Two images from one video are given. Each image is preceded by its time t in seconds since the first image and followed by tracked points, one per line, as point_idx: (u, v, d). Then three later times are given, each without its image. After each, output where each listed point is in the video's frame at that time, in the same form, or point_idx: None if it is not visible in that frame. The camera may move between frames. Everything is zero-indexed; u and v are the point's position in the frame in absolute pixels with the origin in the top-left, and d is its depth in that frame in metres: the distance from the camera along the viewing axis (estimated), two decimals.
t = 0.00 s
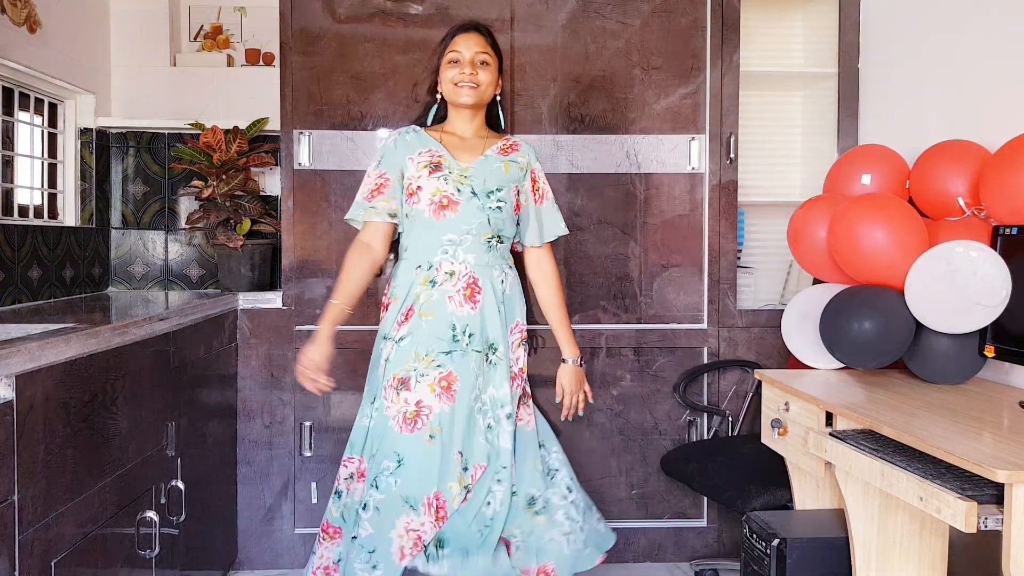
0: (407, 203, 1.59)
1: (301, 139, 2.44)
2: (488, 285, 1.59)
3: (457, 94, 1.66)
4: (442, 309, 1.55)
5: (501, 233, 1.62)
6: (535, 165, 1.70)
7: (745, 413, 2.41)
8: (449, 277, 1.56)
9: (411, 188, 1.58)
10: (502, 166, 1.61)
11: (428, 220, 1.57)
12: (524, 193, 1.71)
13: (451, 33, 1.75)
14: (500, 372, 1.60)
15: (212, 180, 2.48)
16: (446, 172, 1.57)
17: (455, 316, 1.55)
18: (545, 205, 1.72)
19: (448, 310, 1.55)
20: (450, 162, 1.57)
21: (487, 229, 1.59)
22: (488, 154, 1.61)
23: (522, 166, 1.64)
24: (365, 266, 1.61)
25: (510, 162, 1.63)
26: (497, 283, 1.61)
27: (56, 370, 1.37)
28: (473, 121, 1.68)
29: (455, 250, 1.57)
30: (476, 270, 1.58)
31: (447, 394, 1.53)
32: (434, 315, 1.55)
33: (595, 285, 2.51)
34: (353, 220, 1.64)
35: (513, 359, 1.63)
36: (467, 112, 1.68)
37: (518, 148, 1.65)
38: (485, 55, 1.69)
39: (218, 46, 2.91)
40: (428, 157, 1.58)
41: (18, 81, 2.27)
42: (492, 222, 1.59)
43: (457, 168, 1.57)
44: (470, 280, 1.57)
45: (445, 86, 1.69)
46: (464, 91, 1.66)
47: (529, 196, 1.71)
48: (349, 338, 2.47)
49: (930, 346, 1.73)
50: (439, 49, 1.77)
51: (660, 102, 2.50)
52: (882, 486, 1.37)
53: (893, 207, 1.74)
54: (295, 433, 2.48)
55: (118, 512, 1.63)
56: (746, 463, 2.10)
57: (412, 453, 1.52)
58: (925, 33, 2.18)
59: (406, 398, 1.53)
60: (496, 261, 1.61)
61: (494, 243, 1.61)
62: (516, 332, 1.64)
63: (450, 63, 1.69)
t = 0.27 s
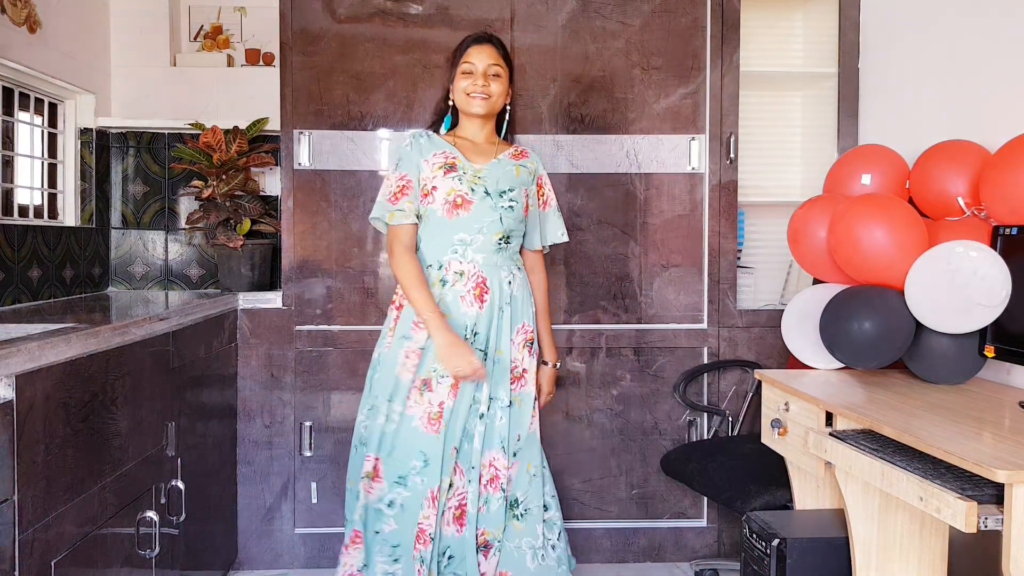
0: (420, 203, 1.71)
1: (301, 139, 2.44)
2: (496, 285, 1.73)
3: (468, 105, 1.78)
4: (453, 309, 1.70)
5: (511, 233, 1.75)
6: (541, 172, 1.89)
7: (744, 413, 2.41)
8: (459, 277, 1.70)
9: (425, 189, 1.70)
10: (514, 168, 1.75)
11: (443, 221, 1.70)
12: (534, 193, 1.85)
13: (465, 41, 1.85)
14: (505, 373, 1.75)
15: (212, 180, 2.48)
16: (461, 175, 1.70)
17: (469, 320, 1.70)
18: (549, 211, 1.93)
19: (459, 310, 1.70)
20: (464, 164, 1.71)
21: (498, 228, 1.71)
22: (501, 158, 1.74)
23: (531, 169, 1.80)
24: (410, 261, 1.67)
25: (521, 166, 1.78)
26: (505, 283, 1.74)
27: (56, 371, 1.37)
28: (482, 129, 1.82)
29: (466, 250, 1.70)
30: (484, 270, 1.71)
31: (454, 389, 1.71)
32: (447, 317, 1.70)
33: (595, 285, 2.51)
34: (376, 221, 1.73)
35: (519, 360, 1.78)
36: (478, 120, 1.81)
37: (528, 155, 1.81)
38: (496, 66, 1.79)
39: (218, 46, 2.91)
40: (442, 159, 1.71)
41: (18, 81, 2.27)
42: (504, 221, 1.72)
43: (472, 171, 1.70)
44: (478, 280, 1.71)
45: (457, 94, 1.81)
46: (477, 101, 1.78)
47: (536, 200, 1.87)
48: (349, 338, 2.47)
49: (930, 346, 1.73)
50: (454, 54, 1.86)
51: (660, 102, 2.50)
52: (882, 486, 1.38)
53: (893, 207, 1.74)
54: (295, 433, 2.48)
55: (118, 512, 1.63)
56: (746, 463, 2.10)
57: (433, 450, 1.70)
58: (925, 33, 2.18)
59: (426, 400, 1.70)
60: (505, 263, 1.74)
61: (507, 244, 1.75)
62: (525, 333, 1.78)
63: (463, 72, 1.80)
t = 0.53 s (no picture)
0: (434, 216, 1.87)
1: (301, 139, 2.44)
2: (505, 290, 1.84)
3: (481, 115, 1.89)
4: (466, 313, 1.84)
5: (520, 239, 1.86)
6: (554, 174, 1.94)
7: (744, 414, 2.41)
8: (469, 283, 1.84)
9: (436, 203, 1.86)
10: (520, 175, 1.86)
11: (455, 232, 1.85)
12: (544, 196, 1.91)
13: (477, 54, 1.95)
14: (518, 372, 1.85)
15: (212, 180, 2.48)
16: (467, 187, 1.84)
17: (480, 322, 1.84)
18: (564, 211, 1.95)
19: (472, 314, 1.84)
20: (471, 176, 1.84)
21: (505, 235, 1.84)
22: (507, 166, 1.86)
23: (540, 175, 1.90)
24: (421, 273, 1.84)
25: (528, 172, 1.88)
26: (514, 289, 1.84)
27: (57, 371, 1.37)
28: (496, 138, 1.93)
29: (475, 258, 1.84)
30: (494, 275, 1.84)
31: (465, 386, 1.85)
32: (462, 321, 1.85)
33: (595, 285, 2.51)
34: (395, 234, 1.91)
35: (534, 361, 1.87)
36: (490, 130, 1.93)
37: (537, 159, 1.91)
38: (508, 79, 1.90)
39: (218, 46, 2.90)
40: (450, 174, 1.85)
41: (18, 81, 2.27)
42: (510, 228, 1.84)
43: (476, 183, 1.83)
44: (487, 285, 1.83)
45: (471, 105, 1.92)
46: (488, 113, 1.89)
47: (549, 202, 1.92)
48: (349, 338, 2.47)
49: (930, 346, 1.73)
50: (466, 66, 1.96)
51: (660, 103, 2.50)
52: (882, 486, 1.38)
53: (893, 207, 1.74)
54: (295, 432, 2.48)
55: (118, 512, 1.63)
56: (746, 463, 2.10)
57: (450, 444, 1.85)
58: (925, 34, 2.18)
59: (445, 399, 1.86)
60: (516, 268, 1.85)
61: (515, 249, 1.85)
62: (538, 334, 1.87)
63: (477, 84, 1.91)
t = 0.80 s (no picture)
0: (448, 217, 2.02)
1: (301, 139, 2.44)
2: (510, 283, 1.92)
3: (487, 121, 2.02)
4: (474, 307, 1.93)
5: (523, 233, 1.93)
6: (559, 166, 1.97)
7: (744, 413, 2.41)
8: (477, 277, 1.93)
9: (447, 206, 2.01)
10: (519, 172, 1.93)
11: (462, 231, 1.97)
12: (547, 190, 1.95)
13: (483, 60, 2.07)
14: (523, 363, 1.93)
15: (212, 180, 2.48)
16: (469, 188, 1.95)
17: (487, 315, 1.92)
18: (570, 200, 1.96)
19: (480, 307, 1.93)
20: (474, 177, 1.97)
21: (507, 231, 1.92)
22: (508, 164, 1.94)
23: (543, 169, 1.95)
24: (431, 280, 2.12)
25: (528, 167, 1.94)
26: (518, 281, 1.92)
27: (57, 370, 1.37)
28: (501, 141, 2.07)
29: (480, 254, 1.93)
30: (499, 270, 1.92)
31: (473, 376, 1.94)
32: (470, 314, 1.94)
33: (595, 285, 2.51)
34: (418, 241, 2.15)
35: (537, 352, 1.94)
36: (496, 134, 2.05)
37: (539, 153, 1.96)
38: (513, 86, 2.03)
39: (218, 46, 2.91)
40: (457, 177, 2.00)
41: (18, 81, 2.27)
42: (510, 224, 1.92)
43: (477, 183, 1.94)
44: (493, 279, 1.92)
45: (478, 111, 2.04)
46: (493, 118, 2.01)
47: (552, 194, 1.95)
48: (348, 338, 2.48)
49: (931, 346, 1.73)
50: (474, 71, 2.08)
51: (660, 103, 2.50)
52: (882, 486, 1.38)
53: (893, 207, 1.74)
54: (295, 432, 2.48)
55: (118, 512, 1.63)
56: (746, 464, 2.09)
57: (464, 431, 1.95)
58: (925, 33, 2.18)
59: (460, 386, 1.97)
60: (521, 262, 1.93)
61: (518, 244, 1.92)
62: (541, 327, 1.93)
63: (483, 91, 2.03)
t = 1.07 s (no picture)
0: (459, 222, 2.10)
1: (301, 139, 2.44)
2: (515, 284, 1.93)
3: (496, 127, 2.05)
4: (479, 307, 1.95)
5: (526, 235, 1.94)
6: (558, 166, 1.93)
7: (745, 413, 2.41)
8: (484, 277, 1.96)
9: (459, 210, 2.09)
10: (519, 173, 1.94)
11: (470, 233, 2.02)
12: (546, 191, 1.93)
13: (491, 67, 2.10)
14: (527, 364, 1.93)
15: (212, 180, 2.48)
16: (475, 192, 2.00)
17: (491, 315, 1.94)
18: (565, 200, 1.90)
19: (485, 307, 1.95)
20: (480, 182, 2.02)
21: (510, 232, 1.94)
22: (511, 166, 1.96)
23: (543, 169, 1.94)
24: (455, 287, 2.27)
25: (529, 168, 1.95)
26: (523, 282, 1.93)
27: (56, 371, 1.37)
28: (509, 146, 2.10)
29: (486, 255, 1.97)
30: (505, 271, 1.94)
31: (475, 376, 1.95)
32: (476, 313, 1.96)
33: (595, 285, 2.51)
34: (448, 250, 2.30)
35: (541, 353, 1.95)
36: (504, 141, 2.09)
37: (541, 154, 1.95)
38: (521, 93, 2.05)
39: (218, 46, 2.91)
40: (466, 181, 2.06)
41: (18, 81, 2.27)
42: (513, 225, 1.94)
43: (482, 187, 1.98)
44: (498, 280, 1.94)
45: (486, 117, 2.07)
46: (502, 125, 2.04)
47: (549, 194, 1.92)
48: (348, 338, 2.47)
49: (930, 346, 1.73)
50: (483, 78, 2.11)
51: (660, 102, 2.50)
52: (882, 486, 1.38)
53: (893, 207, 1.74)
54: (295, 432, 2.48)
55: (118, 512, 1.63)
56: (746, 464, 2.09)
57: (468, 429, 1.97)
58: (925, 33, 2.18)
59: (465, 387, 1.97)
60: (525, 263, 1.94)
61: (521, 245, 1.94)
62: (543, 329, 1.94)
63: (491, 97, 2.06)
